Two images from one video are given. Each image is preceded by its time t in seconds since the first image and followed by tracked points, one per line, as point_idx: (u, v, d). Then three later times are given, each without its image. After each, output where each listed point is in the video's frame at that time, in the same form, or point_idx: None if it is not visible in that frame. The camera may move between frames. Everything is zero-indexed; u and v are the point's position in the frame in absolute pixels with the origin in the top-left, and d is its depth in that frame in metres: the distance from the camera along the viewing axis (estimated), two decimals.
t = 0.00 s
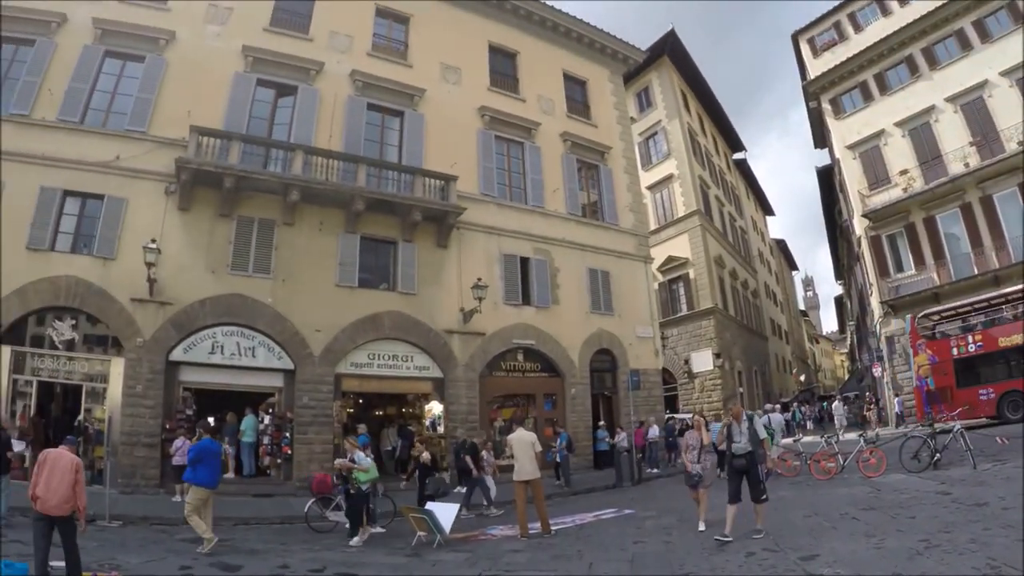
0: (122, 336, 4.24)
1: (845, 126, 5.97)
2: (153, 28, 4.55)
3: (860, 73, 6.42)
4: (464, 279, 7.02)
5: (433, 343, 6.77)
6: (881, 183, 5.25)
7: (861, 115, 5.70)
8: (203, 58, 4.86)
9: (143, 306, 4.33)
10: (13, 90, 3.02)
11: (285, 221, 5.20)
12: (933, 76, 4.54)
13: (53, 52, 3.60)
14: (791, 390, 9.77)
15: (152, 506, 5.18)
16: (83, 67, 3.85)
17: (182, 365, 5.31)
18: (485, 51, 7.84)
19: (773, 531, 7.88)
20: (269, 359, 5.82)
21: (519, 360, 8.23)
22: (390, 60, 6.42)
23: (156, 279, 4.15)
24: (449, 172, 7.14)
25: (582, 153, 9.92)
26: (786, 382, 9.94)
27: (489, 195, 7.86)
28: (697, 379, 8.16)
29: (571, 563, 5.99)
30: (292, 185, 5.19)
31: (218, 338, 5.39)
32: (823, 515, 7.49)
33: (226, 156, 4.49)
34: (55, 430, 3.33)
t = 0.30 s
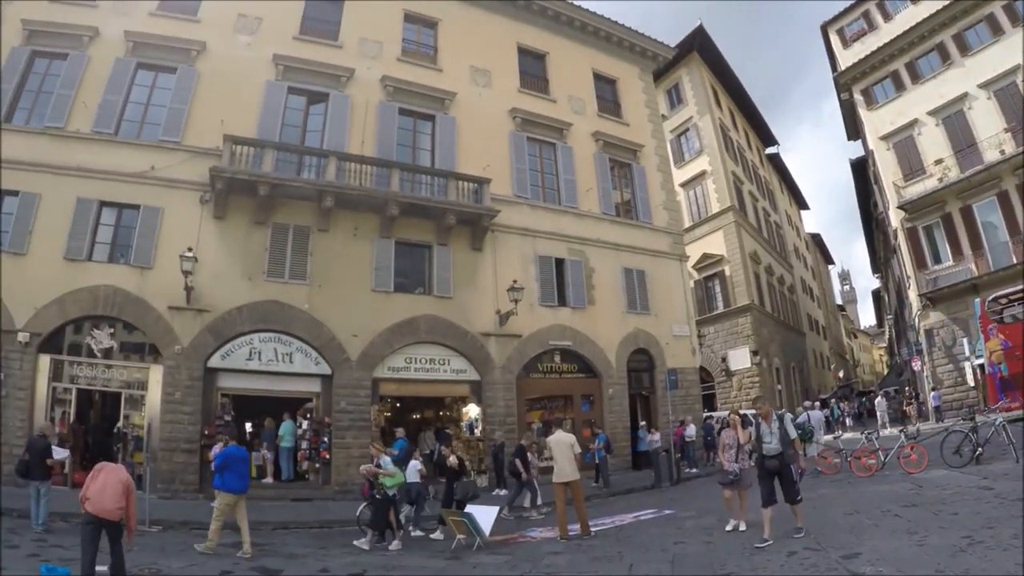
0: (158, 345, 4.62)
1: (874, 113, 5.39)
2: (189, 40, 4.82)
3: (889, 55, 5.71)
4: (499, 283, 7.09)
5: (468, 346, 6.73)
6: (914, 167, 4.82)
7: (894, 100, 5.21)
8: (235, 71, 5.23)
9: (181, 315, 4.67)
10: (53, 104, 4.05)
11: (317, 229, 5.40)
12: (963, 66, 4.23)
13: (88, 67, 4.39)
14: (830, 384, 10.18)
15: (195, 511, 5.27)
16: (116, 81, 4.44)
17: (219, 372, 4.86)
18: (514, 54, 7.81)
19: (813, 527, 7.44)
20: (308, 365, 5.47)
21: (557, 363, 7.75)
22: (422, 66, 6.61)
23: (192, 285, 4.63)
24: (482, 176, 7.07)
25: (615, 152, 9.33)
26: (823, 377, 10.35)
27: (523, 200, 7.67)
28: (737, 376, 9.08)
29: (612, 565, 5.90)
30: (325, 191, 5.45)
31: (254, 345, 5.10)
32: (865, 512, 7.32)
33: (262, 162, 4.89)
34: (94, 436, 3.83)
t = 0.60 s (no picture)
0: (203, 352, 4.73)
1: (914, 106, 4.92)
2: (229, 50, 4.81)
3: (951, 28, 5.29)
4: (545, 284, 6.82)
5: (516, 347, 6.79)
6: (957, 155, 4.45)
7: (933, 90, 4.82)
8: (278, 81, 5.27)
9: (227, 322, 4.69)
10: (94, 118, 4.38)
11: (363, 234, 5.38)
12: (1001, 53, 3.72)
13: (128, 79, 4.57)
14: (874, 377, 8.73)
15: (246, 516, 5.50)
16: (156, 95, 4.56)
17: (267, 380, 5.22)
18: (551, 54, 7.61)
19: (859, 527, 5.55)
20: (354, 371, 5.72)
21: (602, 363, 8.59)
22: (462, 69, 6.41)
23: (238, 294, 4.69)
24: (524, 177, 7.04)
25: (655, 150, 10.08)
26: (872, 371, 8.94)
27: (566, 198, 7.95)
28: (785, 370, 7.78)
29: (663, 564, 5.03)
30: (368, 197, 5.33)
31: (301, 352, 5.39)
32: (916, 507, 5.24)
33: (304, 168, 4.88)
34: (145, 439, 4.28)
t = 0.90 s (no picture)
0: (245, 356, 4.73)
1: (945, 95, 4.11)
2: (265, 59, 4.90)
3: (994, 29, 5.22)
4: (586, 283, 7.24)
5: (557, 348, 6.86)
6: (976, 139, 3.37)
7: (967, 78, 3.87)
8: (314, 86, 5.27)
9: (271, 327, 4.82)
10: (135, 130, 4.41)
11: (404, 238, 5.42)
12: None
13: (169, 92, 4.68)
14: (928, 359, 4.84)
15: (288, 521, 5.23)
16: (195, 104, 4.72)
17: (312, 383, 5.23)
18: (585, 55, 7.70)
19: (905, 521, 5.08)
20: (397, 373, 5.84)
21: (647, 361, 8.09)
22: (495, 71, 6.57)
23: (280, 298, 4.79)
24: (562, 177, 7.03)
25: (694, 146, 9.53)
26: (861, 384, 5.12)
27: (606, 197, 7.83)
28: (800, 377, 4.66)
29: (710, 560, 4.59)
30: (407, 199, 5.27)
31: (346, 356, 5.35)
32: (966, 503, 4.97)
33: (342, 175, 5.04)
34: (189, 445, 4.73)
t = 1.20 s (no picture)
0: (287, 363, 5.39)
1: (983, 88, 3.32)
2: (300, 66, 4.76)
3: None
4: (624, 282, 6.90)
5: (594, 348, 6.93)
6: None
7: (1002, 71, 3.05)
8: (346, 92, 5.28)
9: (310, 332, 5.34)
10: (174, 140, 4.04)
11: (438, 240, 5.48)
12: None
13: (203, 103, 4.38)
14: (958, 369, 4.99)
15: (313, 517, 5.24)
16: (229, 112, 4.53)
17: (352, 386, 6.21)
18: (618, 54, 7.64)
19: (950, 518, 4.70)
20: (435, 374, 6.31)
21: (686, 359, 7.93)
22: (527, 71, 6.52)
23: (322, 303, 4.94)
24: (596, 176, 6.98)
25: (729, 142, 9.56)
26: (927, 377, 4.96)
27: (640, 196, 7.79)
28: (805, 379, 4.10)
29: (753, 559, 4.25)
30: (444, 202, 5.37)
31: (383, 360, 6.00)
32: None
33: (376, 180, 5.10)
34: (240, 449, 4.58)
